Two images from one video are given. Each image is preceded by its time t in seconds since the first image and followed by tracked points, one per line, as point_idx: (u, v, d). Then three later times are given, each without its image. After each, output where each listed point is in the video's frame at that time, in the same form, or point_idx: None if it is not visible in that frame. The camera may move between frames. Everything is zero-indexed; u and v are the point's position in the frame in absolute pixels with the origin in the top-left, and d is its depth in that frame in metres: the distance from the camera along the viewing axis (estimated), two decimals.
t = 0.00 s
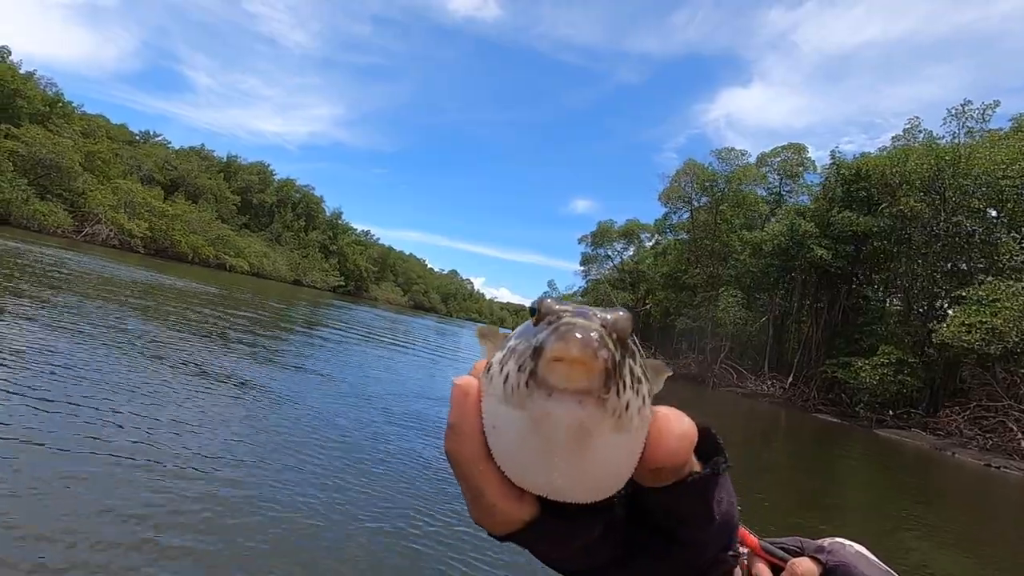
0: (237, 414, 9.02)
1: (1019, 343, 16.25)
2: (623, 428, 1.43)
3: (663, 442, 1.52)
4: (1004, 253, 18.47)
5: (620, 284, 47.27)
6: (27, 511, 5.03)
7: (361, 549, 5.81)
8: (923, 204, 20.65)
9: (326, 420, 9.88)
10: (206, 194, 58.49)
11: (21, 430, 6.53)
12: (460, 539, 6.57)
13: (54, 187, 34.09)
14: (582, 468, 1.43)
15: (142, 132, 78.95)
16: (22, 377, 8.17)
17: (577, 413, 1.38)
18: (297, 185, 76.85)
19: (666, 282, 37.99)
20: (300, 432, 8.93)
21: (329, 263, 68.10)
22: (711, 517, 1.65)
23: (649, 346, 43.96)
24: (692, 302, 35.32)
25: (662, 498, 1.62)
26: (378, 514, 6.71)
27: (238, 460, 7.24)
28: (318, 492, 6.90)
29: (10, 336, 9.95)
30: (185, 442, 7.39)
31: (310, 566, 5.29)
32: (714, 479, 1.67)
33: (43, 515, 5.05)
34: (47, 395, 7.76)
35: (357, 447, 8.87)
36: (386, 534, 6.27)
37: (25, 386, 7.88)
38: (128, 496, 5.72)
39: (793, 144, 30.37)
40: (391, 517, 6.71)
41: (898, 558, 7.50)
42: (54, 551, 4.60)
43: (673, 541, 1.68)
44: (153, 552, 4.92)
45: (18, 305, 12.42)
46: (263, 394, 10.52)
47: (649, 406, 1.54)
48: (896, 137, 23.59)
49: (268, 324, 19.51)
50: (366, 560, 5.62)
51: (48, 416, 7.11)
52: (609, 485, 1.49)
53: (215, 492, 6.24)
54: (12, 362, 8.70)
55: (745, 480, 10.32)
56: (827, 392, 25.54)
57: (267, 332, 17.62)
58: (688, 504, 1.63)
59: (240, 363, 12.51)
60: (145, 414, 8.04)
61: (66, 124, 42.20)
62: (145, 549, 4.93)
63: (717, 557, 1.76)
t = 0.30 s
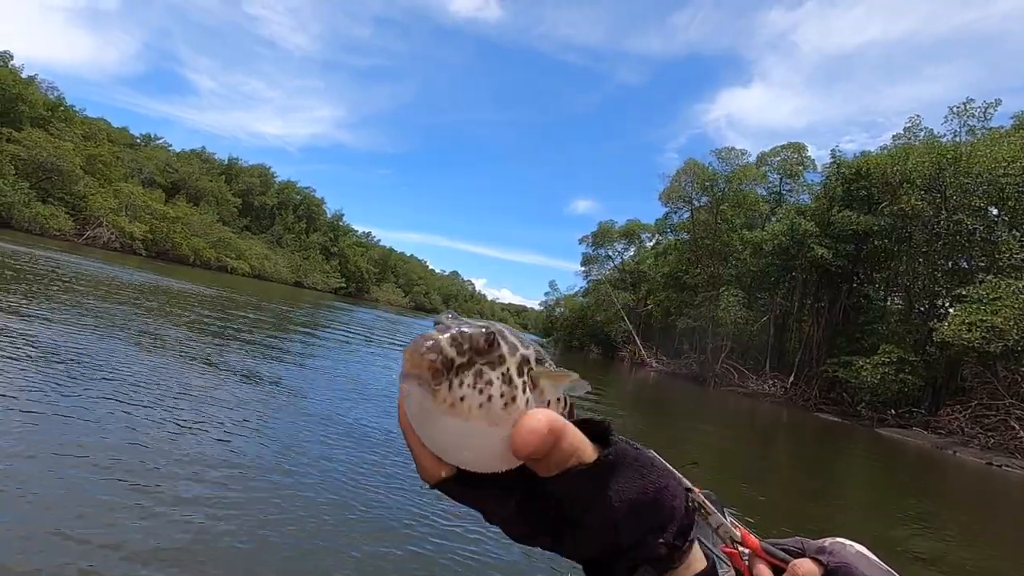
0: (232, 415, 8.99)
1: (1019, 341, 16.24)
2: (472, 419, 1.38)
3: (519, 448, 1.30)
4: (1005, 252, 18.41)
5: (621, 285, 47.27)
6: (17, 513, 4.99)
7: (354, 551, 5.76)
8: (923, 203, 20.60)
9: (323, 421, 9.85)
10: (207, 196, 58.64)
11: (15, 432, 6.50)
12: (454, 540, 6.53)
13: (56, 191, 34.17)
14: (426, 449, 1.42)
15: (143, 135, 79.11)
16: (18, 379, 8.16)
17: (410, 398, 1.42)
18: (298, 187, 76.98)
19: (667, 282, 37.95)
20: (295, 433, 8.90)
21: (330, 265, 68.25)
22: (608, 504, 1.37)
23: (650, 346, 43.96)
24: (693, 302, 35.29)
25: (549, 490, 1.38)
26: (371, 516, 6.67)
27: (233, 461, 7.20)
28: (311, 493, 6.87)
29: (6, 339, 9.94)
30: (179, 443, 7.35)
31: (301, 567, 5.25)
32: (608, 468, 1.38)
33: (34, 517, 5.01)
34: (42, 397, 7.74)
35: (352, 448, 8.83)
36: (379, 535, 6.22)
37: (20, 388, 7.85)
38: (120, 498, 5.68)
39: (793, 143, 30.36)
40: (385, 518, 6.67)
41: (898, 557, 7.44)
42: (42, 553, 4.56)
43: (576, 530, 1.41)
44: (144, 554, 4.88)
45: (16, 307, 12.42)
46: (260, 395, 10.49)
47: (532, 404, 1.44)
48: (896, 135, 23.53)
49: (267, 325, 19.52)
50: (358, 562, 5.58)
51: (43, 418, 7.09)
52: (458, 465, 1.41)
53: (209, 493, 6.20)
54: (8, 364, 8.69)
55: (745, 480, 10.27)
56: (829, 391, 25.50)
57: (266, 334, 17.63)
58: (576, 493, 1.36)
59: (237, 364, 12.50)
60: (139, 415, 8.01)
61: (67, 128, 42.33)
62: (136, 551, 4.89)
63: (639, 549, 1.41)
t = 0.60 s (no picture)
0: (235, 414, 9.07)
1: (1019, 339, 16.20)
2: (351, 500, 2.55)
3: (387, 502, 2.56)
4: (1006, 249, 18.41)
5: (622, 284, 47.32)
6: (25, 513, 5.06)
7: (356, 549, 5.83)
8: (925, 201, 20.57)
9: (325, 421, 9.93)
10: (208, 197, 58.74)
11: (21, 433, 6.58)
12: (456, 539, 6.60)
13: (57, 192, 34.21)
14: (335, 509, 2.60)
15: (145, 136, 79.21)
16: (22, 380, 8.24)
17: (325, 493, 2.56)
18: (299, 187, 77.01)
19: (668, 281, 38.00)
20: (299, 432, 8.98)
21: (331, 265, 68.34)
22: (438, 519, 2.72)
23: (651, 345, 43.99)
24: (694, 301, 35.31)
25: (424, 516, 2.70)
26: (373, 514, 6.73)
27: (237, 460, 7.28)
28: (314, 492, 6.95)
29: (10, 339, 10.02)
30: (183, 443, 7.43)
31: (304, 565, 5.33)
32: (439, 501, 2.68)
33: (43, 516, 5.09)
34: (45, 398, 7.80)
35: (354, 447, 8.92)
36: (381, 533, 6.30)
37: (25, 389, 7.93)
38: (127, 497, 5.76)
39: (793, 142, 30.38)
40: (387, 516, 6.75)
41: (896, 555, 7.48)
42: (48, 551, 4.62)
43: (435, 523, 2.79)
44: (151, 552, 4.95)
45: (20, 309, 12.49)
46: (262, 395, 10.58)
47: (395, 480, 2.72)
48: (898, 133, 23.51)
49: (269, 325, 19.61)
50: (361, 560, 5.66)
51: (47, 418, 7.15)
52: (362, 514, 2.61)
53: (213, 492, 6.28)
54: (12, 365, 8.76)
55: (745, 478, 10.33)
56: (830, 390, 25.50)
57: (268, 334, 17.72)
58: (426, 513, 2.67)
59: (239, 364, 12.58)
60: (143, 415, 8.09)
61: (69, 130, 42.40)
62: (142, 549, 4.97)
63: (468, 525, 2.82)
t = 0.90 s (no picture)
0: (235, 412, 9.07)
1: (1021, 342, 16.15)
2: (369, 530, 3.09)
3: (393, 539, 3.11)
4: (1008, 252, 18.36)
5: (624, 284, 47.33)
6: (24, 510, 5.04)
7: (358, 548, 5.83)
8: (929, 203, 20.35)
9: (326, 419, 9.93)
10: (212, 195, 58.91)
11: (20, 430, 6.56)
12: (457, 538, 6.60)
13: (61, 190, 34.28)
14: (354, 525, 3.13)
15: (148, 134, 79.31)
16: (22, 377, 8.24)
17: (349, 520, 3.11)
18: (302, 186, 77.12)
19: (669, 282, 37.98)
20: (299, 430, 8.98)
21: (333, 264, 68.48)
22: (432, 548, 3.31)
23: (652, 346, 43.96)
24: (695, 302, 35.27)
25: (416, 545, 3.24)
26: (376, 513, 6.75)
27: (237, 459, 7.28)
28: (315, 490, 6.94)
29: (11, 336, 10.01)
30: (183, 441, 7.41)
31: (305, 563, 5.32)
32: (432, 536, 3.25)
33: (42, 514, 5.07)
34: (46, 395, 7.79)
35: (355, 446, 8.92)
36: (385, 532, 6.31)
37: (25, 386, 7.92)
38: (131, 495, 5.77)
39: (795, 143, 30.32)
40: (390, 516, 6.76)
41: (896, 556, 7.47)
42: (51, 550, 4.61)
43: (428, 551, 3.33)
44: (153, 550, 4.94)
45: (22, 305, 12.50)
46: (263, 393, 10.59)
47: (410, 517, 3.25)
48: (902, 134, 23.43)
49: (270, 324, 19.64)
50: (362, 558, 5.65)
51: (47, 416, 7.14)
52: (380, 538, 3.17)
53: (214, 490, 6.27)
54: (13, 361, 8.76)
55: (745, 478, 10.33)
56: (831, 392, 25.45)
57: (269, 332, 17.75)
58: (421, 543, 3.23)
59: (241, 362, 12.59)
60: (143, 413, 8.08)
61: (73, 128, 42.54)
62: (141, 547, 4.94)
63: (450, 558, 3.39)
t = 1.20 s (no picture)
0: (236, 411, 9.07)
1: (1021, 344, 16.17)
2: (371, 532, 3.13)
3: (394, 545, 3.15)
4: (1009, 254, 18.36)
5: (625, 285, 47.33)
6: (24, 510, 5.02)
7: (361, 546, 5.86)
8: (932, 204, 20.34)
9: (326, 418, 9.93)
10: (214, 195, 59.02)
11: (21, 429, 6.56)
12: (457, 538, 6.59)
13: (63, 188, 34.36)
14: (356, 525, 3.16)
15: (151, 133, 79.40)
16: (24, 375, 8.25)
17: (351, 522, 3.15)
18: (303, 185, 77.14)
19: (670, 283, 37.98)
20: (301, 429, 8.99)
21: (334, 264, 68.55)
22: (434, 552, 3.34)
23: (653, 346, 43.96)
24: (697, 303, 35.29)
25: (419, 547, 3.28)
26: (378, 512, 6.77)
27: (238, 458, 7.27)
28: (316, 489, 6.97)
29: (13, 335, 10.03)
30: (185, 440, 7.42)
31: (307, 562, 5.34)
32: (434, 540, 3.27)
33: (43, 513, 5.07)
34: (46, 393, 7.80)
35: (356, 445, 8.94)
36: (386, 531, 6.34)
37: (25, 384, 7.93)
38: (134, 493, 5.80)
39: (796, 145, 30.33)
40: (392, 514, 6.79)
41: (895, 557, 7.50)
42: (57, 547, 4.64)
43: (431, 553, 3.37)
44: (157, 548, 4.97)
45: (25, 303, 12.52)
46: (265, 392, 10.62)
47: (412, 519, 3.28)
48: (904, 136, 23.44)
49: (271, 323, 19.66)
50: (363, 557, 5.66)
51: (48, 414, 7.15)
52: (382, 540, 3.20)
53: (215, 489, 6.28)
54: (16, 360, 8.78)
55: (746, 480, 10.36)
56: (832, 394, 25.46)
57: (271, 331, 17.77)
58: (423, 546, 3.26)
59: (242, 361, 12.61)
60: (144, 411, 8.08)
61: (75, 126, 42.61)
62: (141, 547, 4.94)
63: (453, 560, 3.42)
